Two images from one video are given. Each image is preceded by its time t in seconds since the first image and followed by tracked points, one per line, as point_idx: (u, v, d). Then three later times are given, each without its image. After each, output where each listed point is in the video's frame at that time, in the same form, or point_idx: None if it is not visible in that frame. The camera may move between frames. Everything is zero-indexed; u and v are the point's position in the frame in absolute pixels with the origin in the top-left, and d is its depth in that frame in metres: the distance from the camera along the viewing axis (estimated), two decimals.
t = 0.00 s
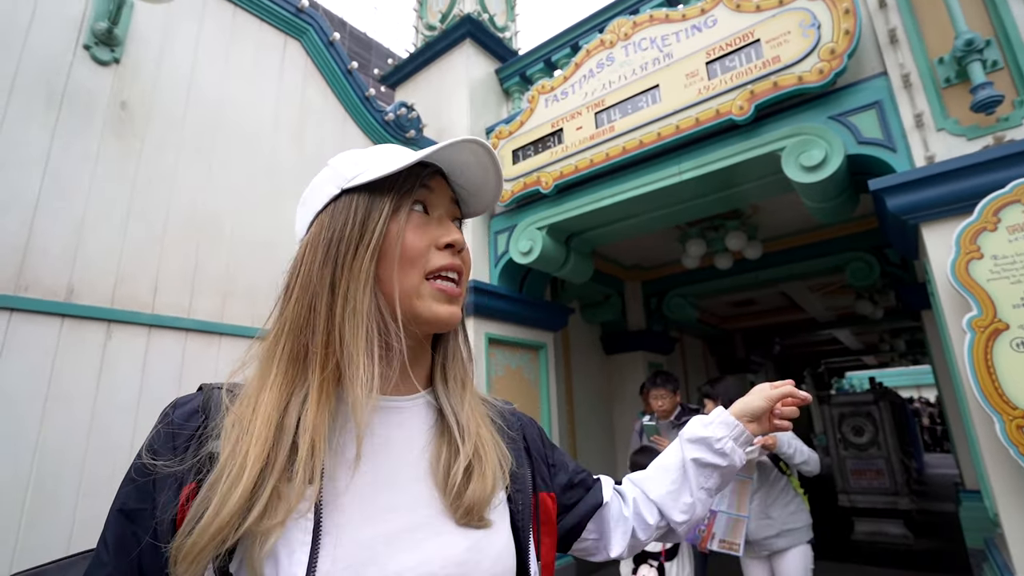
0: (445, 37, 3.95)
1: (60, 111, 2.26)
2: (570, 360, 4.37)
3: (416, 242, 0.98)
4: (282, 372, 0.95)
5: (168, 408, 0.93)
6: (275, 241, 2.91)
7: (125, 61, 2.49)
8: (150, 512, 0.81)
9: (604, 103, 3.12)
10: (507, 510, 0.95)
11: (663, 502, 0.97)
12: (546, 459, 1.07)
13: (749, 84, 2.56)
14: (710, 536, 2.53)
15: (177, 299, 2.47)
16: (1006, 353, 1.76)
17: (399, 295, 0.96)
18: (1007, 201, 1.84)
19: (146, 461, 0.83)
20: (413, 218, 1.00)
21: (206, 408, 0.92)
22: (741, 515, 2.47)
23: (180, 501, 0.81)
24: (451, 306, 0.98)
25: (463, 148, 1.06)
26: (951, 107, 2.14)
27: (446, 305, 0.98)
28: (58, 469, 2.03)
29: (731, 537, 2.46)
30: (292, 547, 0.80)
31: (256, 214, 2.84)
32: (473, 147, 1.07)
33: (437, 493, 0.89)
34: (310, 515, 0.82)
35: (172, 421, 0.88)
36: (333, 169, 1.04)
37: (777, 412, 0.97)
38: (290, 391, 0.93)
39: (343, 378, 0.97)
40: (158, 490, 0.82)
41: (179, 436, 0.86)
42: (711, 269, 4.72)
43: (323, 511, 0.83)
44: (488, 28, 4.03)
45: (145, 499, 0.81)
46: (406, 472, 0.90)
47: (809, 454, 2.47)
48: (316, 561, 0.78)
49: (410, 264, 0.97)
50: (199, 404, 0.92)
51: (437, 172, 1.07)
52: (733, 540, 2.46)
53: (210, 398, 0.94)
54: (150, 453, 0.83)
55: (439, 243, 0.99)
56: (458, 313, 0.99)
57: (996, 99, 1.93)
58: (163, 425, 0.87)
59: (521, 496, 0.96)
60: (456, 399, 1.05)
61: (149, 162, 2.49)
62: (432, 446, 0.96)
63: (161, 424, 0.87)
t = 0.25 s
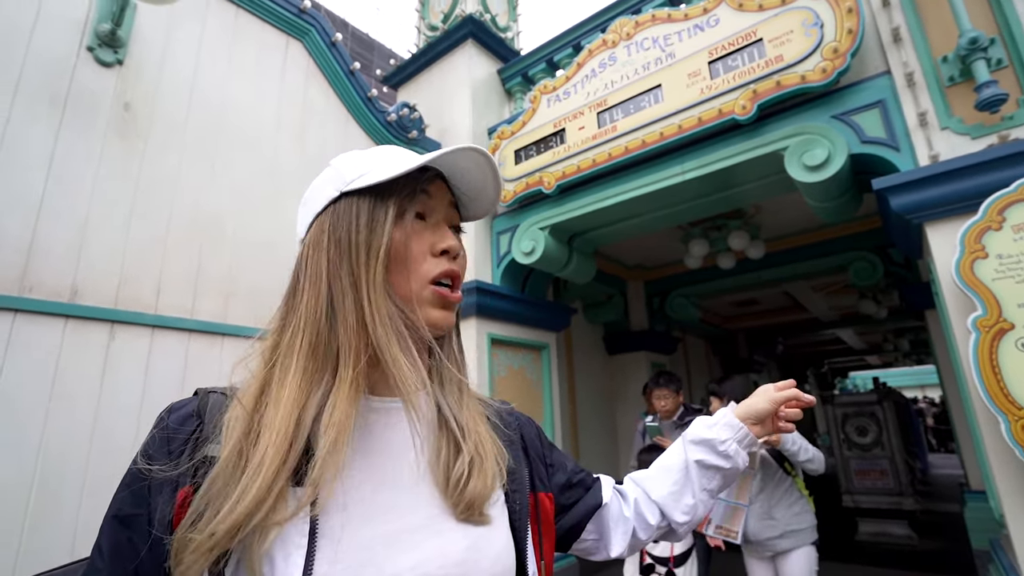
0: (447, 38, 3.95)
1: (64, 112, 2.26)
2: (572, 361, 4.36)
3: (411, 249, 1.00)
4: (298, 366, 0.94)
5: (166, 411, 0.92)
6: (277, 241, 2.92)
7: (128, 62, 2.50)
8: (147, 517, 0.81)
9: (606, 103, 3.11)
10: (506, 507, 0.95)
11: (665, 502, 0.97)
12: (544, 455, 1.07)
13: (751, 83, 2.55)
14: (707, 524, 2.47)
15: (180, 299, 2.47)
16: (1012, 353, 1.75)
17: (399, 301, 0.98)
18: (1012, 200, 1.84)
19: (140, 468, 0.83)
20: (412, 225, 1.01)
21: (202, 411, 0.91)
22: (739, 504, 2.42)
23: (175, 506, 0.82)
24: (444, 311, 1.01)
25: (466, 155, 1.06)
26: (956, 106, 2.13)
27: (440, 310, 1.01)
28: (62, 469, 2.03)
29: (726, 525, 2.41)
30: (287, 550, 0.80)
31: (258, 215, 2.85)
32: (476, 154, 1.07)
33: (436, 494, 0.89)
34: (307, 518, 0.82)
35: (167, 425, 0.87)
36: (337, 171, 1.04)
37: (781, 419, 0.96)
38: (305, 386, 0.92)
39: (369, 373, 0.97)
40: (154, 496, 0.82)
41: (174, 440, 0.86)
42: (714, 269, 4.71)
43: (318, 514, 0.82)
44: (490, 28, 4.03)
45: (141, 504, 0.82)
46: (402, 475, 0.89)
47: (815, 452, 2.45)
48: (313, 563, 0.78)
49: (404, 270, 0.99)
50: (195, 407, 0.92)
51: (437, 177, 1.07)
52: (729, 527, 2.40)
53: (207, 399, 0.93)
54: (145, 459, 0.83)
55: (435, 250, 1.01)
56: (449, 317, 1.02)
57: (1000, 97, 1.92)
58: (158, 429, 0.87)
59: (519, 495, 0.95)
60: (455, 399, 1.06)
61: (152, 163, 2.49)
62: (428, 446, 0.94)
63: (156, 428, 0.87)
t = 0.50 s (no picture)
0: (448, 39, 3.96)
1: (66, 112, 2.27)
2: (574, 361, 4.36)
3: (369, 247, 0.98)
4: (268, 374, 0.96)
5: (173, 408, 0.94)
6: (279, 242, 2.92)
7: (131, 63, 2.50)
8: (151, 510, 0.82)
9: (608, 103, 3.11)
10: (512, 514, 0.94)
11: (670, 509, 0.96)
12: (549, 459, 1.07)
13: (753, 84, 2.55)
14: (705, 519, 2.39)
15: (182, 300, 2.47)
16: (1015, 355, 1.75)
17: (360, 305, 0.97)
18: (1014, 202, 1.83)
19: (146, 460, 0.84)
20: (368, 226, 1.01)
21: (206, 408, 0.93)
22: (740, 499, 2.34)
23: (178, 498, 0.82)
24: (417, 309, 0.95)
25: (416, 142, 1.03)
26: (958, 106, 2.12)
27: (408, 310, 0.94)
28: (64, 469, 2.04)
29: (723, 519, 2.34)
30: (284, 540, 0.79)
31: (260, 215, 2.85)
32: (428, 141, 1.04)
33: (430, 492, 0.89)
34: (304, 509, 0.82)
35: (173, 420, 0.89)
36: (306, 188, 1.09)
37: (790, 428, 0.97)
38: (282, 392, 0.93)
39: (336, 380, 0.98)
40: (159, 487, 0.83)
41: (179, 434, 0.87)
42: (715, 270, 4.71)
43: (318, 508, 0.82)
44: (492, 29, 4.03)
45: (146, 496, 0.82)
46: (399, 471, 0.90)
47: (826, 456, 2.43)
48: (310, 559, 0.77)
49: (367, 272, 0.97)
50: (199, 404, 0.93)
51: (400, 171, 1.05)
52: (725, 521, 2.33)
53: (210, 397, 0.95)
54: (151, 451, 0.84)
55: (397, 246, 0.97)
56: (422, 317, 0.95)
57: (1003, 98, 1.92)
58: (163, 424, 0.88)
59: (525, 496, 0.95)
60: (455, 398, 1.06)
61: (154, 164, 2.50)
62: (431, 452, 0.96)
63: (161, 423, 0.88)
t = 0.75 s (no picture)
0: (448, 38, 3.95)
1: (67, 113, 2.27)
2: (575, 361, 4.36)
3: (375, 250, 0.98)
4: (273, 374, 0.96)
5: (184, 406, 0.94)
6: (280, 242, 2.92)
7: (131, 63, 2.50)
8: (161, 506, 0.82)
9: (608, 102, 3.11)
10: (518, 513, 0.94)
11: (666, 513, 0.95)
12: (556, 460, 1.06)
13: (754, 83, 2.54)
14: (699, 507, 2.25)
15: (183, 300, 2.48)
16: (1017, 353, 1.74)
17: (364, 310, 0.97)
18: (1015, 199, 1.83)
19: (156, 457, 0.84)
20: (372, 230, 1.00)
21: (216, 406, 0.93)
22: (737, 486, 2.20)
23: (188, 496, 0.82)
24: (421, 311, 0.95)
25: (420, 146, 1.03)
26: (959, 104, 2.12)
27: (411, 313, 0.95)
28: (67, 468, 2.04)
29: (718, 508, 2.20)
30: (287, 541, 0.79)
31: (261, 215, 2.85)
32: (431, 144, 1.04)
33: (435, 492, 0.89)
34: (306, 510, 0.81)
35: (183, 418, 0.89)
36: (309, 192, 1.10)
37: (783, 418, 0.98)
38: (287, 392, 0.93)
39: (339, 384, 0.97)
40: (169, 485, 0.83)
41: (189, 432, 0.87)
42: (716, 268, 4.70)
43: (320, 508, 0.82)
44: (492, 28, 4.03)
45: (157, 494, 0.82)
46: (403, 472, 0.90)
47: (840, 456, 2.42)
48: (313, 558, 0.77)
49: (372, 275, 0.97)
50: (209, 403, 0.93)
51: (404, 174, 1.05)
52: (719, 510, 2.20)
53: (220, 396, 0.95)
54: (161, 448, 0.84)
55: (403, 248, 0.97)
56: (426, 319, 0.96)
57: (1004, 96, 1.92)
58: (173, 422, 0.88)
59: (531, 493, 0.95)
60: (459, 397, 1.06)
61: (155, 164, 2.50)
62: (434, 447, 0.95)
63: (171, 422, 0.89)
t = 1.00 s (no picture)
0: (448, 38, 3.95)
1: (68, 114, 2.27)
2: (576, 360, 4.37)
3: (371, 251, 0.98)
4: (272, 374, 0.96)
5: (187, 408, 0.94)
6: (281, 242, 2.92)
7: (132, 64, 2.50)
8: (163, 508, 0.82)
9: (608, 102, 3.11)
10: (517, 515, 0.95)
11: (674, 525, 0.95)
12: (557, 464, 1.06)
13: (755, 82, 2.54)
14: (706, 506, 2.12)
15: (184, 300, 2.48)
16: (1019, 352, 1.74)
17: (362, 311, 0.97)
18: (1017, 198, 1.83)
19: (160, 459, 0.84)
20: (370, 229, 1.00)
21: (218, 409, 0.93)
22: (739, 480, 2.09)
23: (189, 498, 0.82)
24: (418, 313, 0.95)
25: (418, 145, 1.03)
26: (961, 103, 2.11)
27: (408, 314, 0.94)
28: (69, 468, 2.04)
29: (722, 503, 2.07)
30: (283, 544, 0.79)
31: (262, 216, 2.85)
32: (430, 143, 1.04)
33: (433, 495, 0.89)
34: (303, 513, 0.81)
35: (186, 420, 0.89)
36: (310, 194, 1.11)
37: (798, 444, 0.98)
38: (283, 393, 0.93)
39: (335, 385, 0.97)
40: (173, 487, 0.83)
41: (192, 434, 0.87)
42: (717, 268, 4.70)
43: (317, 511, 0.82)
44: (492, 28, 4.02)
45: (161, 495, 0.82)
46: (401, 474, 0.89)
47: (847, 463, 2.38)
48: (309, 560, 0.77)
49: (370, 277, 0.97)
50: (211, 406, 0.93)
51: (402, 175, 1.05)
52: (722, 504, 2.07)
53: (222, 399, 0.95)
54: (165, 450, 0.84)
55: (400, 249, 0.96)
56: (424, 321, 0.95)
57: (1006, 94, 1.91)
58: (176, 424, 0.88)
59: (530, 499, 0.95)
60: (458, 400, 1.05)
61: (156, 164, 2.50)
62: (434, 451, 0.95)
63: (174, 423, 0.88)
